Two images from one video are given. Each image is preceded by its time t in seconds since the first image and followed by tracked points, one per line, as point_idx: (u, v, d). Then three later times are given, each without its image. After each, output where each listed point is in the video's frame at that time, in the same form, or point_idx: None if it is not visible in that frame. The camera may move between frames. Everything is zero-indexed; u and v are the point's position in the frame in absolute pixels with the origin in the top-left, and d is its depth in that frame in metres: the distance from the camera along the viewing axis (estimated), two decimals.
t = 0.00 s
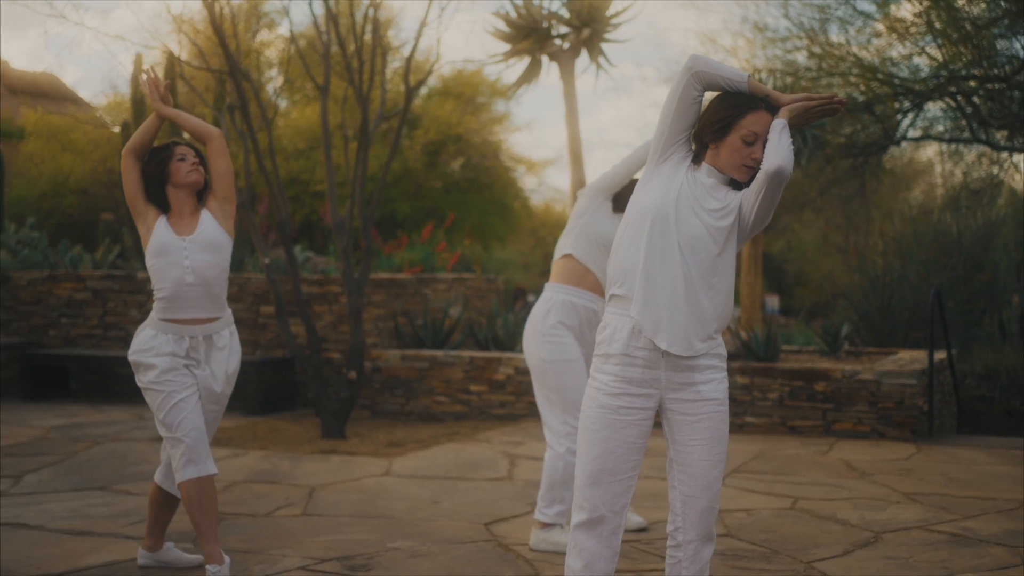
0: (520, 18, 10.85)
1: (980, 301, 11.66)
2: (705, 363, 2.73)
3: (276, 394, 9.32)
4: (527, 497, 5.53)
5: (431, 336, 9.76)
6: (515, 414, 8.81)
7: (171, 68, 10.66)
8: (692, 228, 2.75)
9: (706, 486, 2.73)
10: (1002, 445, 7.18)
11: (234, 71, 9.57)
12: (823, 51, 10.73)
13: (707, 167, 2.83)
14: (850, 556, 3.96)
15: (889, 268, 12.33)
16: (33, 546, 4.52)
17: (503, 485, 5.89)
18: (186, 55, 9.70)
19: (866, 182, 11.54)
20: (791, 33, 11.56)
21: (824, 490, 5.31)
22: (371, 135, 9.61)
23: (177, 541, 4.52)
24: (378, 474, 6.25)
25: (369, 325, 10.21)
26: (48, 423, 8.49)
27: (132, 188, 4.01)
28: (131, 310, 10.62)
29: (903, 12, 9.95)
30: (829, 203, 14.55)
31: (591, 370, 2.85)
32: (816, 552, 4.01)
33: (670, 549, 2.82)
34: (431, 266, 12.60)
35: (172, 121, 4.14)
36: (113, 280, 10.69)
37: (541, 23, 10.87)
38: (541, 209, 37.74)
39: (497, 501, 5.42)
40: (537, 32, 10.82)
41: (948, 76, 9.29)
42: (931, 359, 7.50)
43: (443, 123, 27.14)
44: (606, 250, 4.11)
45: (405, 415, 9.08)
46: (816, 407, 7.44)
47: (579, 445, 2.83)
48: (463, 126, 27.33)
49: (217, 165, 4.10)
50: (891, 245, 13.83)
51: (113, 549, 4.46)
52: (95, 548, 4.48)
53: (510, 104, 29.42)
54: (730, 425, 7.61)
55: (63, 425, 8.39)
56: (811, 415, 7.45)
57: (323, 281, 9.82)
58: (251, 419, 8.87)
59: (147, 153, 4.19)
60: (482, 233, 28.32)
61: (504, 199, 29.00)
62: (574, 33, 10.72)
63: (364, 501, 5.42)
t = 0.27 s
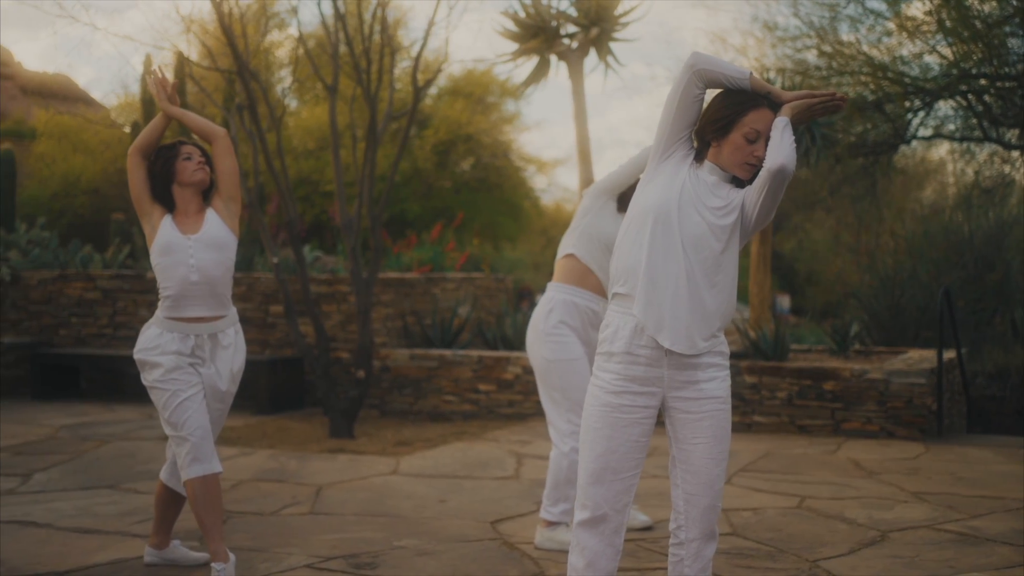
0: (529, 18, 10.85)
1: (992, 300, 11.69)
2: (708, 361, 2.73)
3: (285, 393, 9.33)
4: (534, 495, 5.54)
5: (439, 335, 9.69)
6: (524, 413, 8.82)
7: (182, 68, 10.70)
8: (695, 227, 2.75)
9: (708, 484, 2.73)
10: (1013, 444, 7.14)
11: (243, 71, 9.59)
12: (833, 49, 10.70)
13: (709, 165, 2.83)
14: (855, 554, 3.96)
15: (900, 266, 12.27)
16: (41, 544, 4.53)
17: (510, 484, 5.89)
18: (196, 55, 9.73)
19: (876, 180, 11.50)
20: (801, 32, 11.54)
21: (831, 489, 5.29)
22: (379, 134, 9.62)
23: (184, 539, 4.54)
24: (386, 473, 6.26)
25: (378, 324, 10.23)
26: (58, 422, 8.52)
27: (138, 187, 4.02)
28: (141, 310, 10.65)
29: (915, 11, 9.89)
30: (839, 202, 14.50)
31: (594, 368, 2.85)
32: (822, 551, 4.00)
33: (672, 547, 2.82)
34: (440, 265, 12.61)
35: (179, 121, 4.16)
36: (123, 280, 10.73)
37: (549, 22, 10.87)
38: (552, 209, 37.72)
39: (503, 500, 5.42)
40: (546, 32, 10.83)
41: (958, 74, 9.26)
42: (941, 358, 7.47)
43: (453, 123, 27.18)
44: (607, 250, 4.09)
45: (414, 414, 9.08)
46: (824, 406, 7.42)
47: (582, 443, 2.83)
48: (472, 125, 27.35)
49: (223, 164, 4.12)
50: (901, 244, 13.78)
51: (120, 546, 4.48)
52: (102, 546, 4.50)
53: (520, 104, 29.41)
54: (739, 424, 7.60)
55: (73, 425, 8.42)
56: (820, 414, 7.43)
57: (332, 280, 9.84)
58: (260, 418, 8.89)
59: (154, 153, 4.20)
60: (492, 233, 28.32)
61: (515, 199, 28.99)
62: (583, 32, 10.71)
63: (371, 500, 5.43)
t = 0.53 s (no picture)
0: (538, 17, 10.85)
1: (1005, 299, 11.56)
2: (714, 358, 2.73)
3: (296, 392, 9.36)
4: (543, 494, 5.54)
5: (450, 334, 9.70)
6: (534, 412, 8.83)
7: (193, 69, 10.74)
8: (701, 224, 2.75)
9: (715, 482, 2.74)
10: None
11: (253, 72, 9.61)
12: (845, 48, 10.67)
13: (716, 162, 2.83)
14: (864, 552, 3.95)
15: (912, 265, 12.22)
16: (53, 542, 4.56)
17: (519, 483, 5.90)
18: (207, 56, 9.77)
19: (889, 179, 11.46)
20: (813, 30, 11.53)
21: (841, 488, 5.29)
22: (389, 134, 9.63)
23: (195, 537, 4.56)
24: (396, 472, 6.27)
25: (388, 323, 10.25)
26: (71, 422, 8.57)
27: (146, 184, 4.03)
28: (153, 309, 10.69)
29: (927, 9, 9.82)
30: (851, 201, 14.46)
31: (600, 366, 2.85)
32: (831, 549, 4.00)
33: (679, 545, 2.83)
34: (451, 265, 12.62)
35: (188, 121, 4.18)
36: (136, 280, 10.77)
37: (559, 22, 10.87)
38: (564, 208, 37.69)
39: (513, 498, 5.43)
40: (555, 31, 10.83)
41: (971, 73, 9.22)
42: (953, 356, 7.45)
43: (465, 122, 27.21)
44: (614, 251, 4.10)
45: (424, 413, 9.10)
46: (835, 405, 7.40)
47: (589, 441, 2.83)
48: (484, 125, 27.37)
49: (232, 164, 4.13)
50: (913, 243, 13.73)
51: (131, 544, 4.50)
52: (113, 543, 4.53)
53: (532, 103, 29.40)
54: (749, 423, 7.58)
55: (86, 424, 8.46)
56: (830, 413, 7.41)
57: (343, 280, 9.87)
58: (271, 418, 8.92)
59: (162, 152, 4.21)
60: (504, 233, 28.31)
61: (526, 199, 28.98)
62: (593, 31, 10.70)
63: (381, 499, 5.45)
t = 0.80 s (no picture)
0: (552, 16, 10.84)
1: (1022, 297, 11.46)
2: (723, 355, 2.73)
3: (311, 391, 9.40)
4: (556, 492, 5.55)
5: (465, 333, 9.71)
6: (548, 411, 8.84)
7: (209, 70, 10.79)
8: (711, 221, 2.75)
9: (724, 478, 2.74)
10: None
11: (268, 73, 9.65)
12: (861, 46, 10.63)
13: (725, 159, 2.83)
14: (877, 550, 3.94)
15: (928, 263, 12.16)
16: (69, 539, 4.60)
17: (533, 481, 5.90)
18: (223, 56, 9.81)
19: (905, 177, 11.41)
20: (829, 28, 11.51)
21: (855, 486, 5.28)
22: (404, 133, 9.65)
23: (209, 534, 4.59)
24: (409, 470, 6.29)
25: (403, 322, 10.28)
26: (88, 421, 8.63)
27: (163, 180, 3.99)
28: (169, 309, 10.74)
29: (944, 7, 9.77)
30: (868, 199, 14.39)
31: (609, 363, 2.85)
32: (844, 547, 3.99)
33: (688, 542, 2.83)
34: (465, 264, 12.63)
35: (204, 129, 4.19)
36: (152, 280, 10.82)
37: (573, 21, 10.87)
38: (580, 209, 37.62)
39: (525, 496, 5.44)
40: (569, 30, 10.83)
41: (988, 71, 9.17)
42: (969, 354, 7.41)
43: (480, 123, 27.23)
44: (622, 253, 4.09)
45: (439, 412, 9.12)
46: (850, 404, 7.37)
47: (599, 438, 2.83)
48: (499, 125, 27.39)
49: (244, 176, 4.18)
50: (930, 241, 13.66)
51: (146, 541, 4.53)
52: (128, 540, 4.56)
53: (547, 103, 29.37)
54: (764, 422, 7.56)
55: (102, 423, 8.52)
56: (845, 411, 7.38)
57: (358, 279, 9.90)
58: (286, 416, 8.95)
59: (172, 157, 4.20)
60: (518, 233, 28.31)
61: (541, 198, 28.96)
62: (607, 31, 10.70)
63: (394, 496, 5.46)
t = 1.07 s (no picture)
0: (562, 15, 10.85)
1: None
2: (731, 352, 2.74)
3: (321, 390, 9.42)
4: (565, 490, 5.55)
5: (475, 333, 9.72)
6: (558, 410, 8.84)
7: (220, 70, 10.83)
8: (718, 218, 2.75)
9: (732, 475, 2.74)
10: None
11: (279, 73, 9.68)
12: (871, 45, 10.62)
13: (734, 156, 2.83)
14: (886, 548, 3.94)
15: (939, 262, 12.12)
16: (80, 536, 4.62)
17: (542, 479, 5.91)
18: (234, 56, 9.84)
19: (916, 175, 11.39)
20: (840, 28, 11.50)
21: (864, 484, 5.27)
22: (413, 132, 9.67)
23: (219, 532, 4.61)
24: (419, 468, 6.30)
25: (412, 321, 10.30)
26: (99, 419, 8.67)
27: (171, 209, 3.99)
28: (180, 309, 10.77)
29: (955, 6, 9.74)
30: (878, 198, 14.36)
31: (618, 360, 2.86)
32: (853, 545, 3.98)
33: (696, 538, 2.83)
34: (475, 263, 12.63)
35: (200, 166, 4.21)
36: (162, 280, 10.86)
37: (583, 20, 10.88)
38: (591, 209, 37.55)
39: (534, 494, 5.44)
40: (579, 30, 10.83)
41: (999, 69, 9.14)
42: (980, 353, 7.39)
43: (490, 123, 27.24)
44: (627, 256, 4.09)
45: (448, 411, 9.13)
46: (860, 402, 7.36)
47: (607, 434, 2.84)
48: (510, 125, 27.39)
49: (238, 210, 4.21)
50: (941, 240, 13.61)
51: (156, 539, 4.55)
52: (138, 538, 4.58)
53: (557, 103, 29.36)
54: (773, 420, 7.54)
55: (113, 421, 8.56)
56: (855, 410, 7.37)
57: (367, 279, 9.91)
58: (296, 415, 8.98)
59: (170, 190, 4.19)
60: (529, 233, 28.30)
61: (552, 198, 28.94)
62: (617, 30, 10.72)
63: (403, 494, 5.48)
